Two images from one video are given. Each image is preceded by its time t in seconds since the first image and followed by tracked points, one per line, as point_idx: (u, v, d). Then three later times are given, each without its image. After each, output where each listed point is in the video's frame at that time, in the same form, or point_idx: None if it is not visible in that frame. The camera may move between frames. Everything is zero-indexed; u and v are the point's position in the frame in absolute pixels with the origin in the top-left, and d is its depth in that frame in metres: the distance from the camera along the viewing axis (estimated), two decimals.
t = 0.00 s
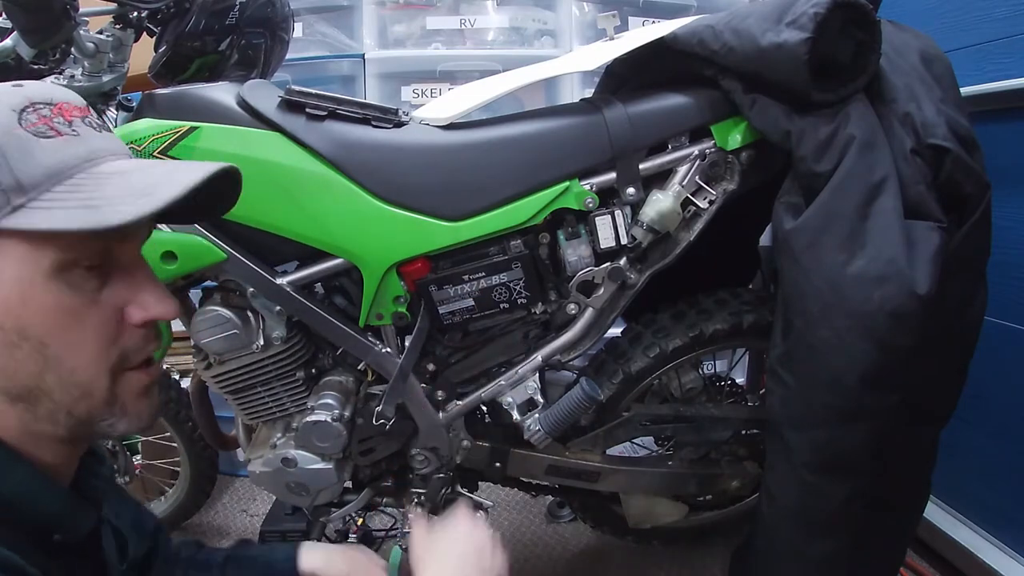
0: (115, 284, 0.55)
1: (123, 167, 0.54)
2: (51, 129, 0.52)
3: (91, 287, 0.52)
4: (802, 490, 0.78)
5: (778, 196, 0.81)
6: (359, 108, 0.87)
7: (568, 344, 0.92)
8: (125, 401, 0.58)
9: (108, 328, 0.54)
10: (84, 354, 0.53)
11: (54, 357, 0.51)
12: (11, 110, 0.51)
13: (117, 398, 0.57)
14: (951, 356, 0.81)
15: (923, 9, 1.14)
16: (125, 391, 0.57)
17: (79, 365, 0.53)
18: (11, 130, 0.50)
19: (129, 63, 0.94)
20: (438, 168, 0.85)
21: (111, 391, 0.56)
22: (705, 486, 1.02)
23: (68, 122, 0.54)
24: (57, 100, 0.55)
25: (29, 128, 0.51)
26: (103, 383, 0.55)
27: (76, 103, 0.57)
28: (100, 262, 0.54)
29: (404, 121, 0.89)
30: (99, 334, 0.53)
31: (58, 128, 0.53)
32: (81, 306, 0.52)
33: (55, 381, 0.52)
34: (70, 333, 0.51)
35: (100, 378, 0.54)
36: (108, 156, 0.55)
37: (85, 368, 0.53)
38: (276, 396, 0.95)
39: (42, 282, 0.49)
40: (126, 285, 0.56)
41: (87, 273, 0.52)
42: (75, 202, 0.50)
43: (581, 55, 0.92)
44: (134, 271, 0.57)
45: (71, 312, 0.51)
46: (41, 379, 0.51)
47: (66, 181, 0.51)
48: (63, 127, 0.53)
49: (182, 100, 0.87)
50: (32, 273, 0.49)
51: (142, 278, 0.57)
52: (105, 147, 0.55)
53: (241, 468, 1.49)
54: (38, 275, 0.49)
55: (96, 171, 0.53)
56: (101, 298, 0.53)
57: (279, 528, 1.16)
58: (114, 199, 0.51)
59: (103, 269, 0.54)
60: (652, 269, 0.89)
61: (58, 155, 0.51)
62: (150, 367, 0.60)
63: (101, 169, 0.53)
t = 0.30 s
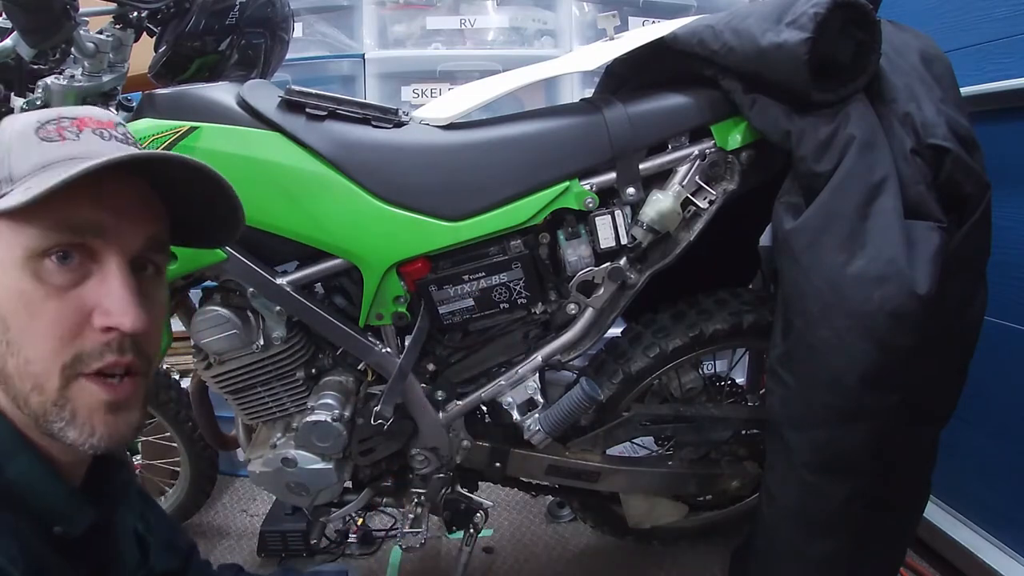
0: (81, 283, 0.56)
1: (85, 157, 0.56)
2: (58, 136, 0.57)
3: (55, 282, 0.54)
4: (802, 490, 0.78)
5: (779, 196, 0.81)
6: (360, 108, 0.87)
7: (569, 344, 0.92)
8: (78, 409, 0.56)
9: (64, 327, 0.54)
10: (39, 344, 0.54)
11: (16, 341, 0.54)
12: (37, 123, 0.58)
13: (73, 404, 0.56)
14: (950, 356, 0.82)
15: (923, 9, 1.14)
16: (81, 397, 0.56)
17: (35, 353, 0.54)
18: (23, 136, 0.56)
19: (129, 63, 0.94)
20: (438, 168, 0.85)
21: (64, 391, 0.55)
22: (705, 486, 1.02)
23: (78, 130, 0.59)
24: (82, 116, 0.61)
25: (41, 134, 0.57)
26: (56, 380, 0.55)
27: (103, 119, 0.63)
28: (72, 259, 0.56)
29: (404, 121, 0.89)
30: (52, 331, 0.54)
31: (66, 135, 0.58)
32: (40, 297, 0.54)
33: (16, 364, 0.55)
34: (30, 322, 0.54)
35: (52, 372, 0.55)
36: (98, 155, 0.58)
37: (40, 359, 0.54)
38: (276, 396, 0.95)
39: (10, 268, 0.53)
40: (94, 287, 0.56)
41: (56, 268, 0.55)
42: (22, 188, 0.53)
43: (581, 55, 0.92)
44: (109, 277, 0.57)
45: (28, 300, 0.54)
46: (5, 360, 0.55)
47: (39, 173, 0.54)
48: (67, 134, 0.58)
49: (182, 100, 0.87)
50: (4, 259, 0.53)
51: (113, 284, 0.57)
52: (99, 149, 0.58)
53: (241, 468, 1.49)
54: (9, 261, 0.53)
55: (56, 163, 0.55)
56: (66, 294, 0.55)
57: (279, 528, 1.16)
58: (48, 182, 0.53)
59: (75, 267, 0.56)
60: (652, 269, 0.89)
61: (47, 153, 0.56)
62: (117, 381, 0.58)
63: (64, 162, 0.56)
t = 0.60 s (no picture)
0: (94, 280, 0.56)
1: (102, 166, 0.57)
2: (76, 146, 0.58)
3: (70, 279, 0.55)
4: (802, 490, 0.78)
5: (779, 196, 0.81)
6: (359, 108, 0.87)
7: (569, 344, 0.92)
8: (88, 400, 0.57)
9: (76, 322, 0.55)
10: (53, 338, 0.55)
11: (32, 335, 0.55)
12: (56, 133, 0.58)
13: (82, 395, 0.57)
14: (950, 355, 0.82)
15: (923, 9, 1.14)
16: (90, 389, 0.57)
17: (48, 347, 0.55)
18: (43, 146, 0.57)
19: (128, 63, 0.94)
20: (438, 168, 0.85)
21: (75, 383, 0.56)
22: (705, 486, 1.02)
23: (95, 140, 0.59)
24: (101, 127, 0.61)
25: (59, 144, 0.57)
26: (66, 372, 0.56)
27: (119, 130, 0.63)
28: (87, 258, 0.56)
29: (404, 121, 0.89)
30: (66, 326, 0.55)
31: (82, 145, 0.58)
32: (55, 292, 0.54)
33: (30, 356, 0.55)
34: (45, 318, 0.55)
35: (65, 365, 0.56)
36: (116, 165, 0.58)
37: (53, 352, 0.55)
38: (276, 396, 0.95)
39: (28, 265, 0.54)
40: (106, 284, 0.57)
41: (72, 267, 0.55)
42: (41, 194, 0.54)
43: (581, 55, 0.92)
44: (121, 274, 0.57)
45: (45, 297, 0.54)
46: (21, 352, 0.55)
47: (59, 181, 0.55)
48: (83, 144, 0.58)
49: (182, 100, 0.87)
50: (25, 257, 0.54)
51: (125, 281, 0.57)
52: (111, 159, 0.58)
53: (241, 468, 1.49)
54: (29, 259, 0.54)
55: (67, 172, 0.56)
56: (80, 291, 0.55)
57: (279, 528, 1.16)
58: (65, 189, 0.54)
59: (90, 265, 0.56)
60: (652, 269, 0.89)
61: (67, 163, 0.56)
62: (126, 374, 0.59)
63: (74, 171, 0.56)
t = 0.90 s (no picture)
0: (90, 276, 0.57)
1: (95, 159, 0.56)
2: (68, 142, 0.58)
3: (66, 276, 0.55)
4: (802, 490, 0.78)
5: (778, 196, 0.81)
6: (360, 108, 0.87)
7: (569, 344, 0.92)
8: (87, 396, 0.57)
9: (71, 318, 0.55)
10: (50, 336, 0.55)
11: (29, 333, 0.55)
12: (47, 131, 0.58)
13: (81, 393, 0.57)
14: (949, 355, 0.81)
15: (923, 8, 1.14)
16: (89, 386, 0.57)
17: (46, 345, 0.55)
18: (33, 145, 0.57)
19: (128, 63, 0.94)
20: (438, 169, 0.85)
21: (74, 380, 0.56)
22: (705, 486, 1.02)
23: (88, 136, 0.59)
24: (93, 123, 0.61)
25: (50, 142, 0.57)
26: (65, 370, 0.56)
27: (112, 126, 0.63)
28: (82, 254, 0.57)
29: (404, 121, 0.89)
30: (63, 322, 0.55)
31: (76, 141, 0.58)
32: (50, 290, 0.55)
33: (28, 355, 0.56)
34: (42, 315, 0.55)
35: (63, 363, 0.56)
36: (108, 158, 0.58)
37: (51, 349, 0.55)
38: (276, 396, 0.95)
39: (21, 265, 0.54)
40: (101, 280, 0.57)
41: (67, 263, 0.56)
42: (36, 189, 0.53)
43: (581, 55, 0.92)
44: (116, 268, 0.58)
45: (40, 296, 0.54)
46: (18, 352, 0.56)
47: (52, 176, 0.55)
48: (76, 139, 0.58)
49: (182, 100, 0.87)
50: (17, 256, 0.54)
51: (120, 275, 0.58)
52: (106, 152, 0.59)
53: (241, 468, 1.49)
54: (23, 257, 0.54)
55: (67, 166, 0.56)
56: (76, 287, 0.56)
57: (279, 528, 1.16)
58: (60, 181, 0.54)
59: (85, 262, 0.57)
60: (652, 269, 0.89)
61: (58, 159, 0.56)
62: (125, 368, 0.59)
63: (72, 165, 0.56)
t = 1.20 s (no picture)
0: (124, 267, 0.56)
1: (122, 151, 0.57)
2: (58, 130, 0.56)
3: (100, 272, 0.54)
4: (802, 491, 0.78)
5: (779, 196, 0.81)
6: (359, 108, 0.87)
7: (569, 344, 0.92)
8: (141, 379, 0.59)
9: (120, 310, 0.56)
10: (98, 334, 0.55)
11: (71, 336, 0.53)
12: (23, 117, 0.55)
13: (136, 377, 0.59)
14: (950, 355, 0.82)
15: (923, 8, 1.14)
16: (142, 369, 0.59)
17: (93, 344, 0.54)
18: (20, 132, 0.54)
19: (129, 64, 0.94)
20: (439, 168, 0.85)
21: (128, 368, 0.58)
22: (705, 486, 1.02)
23: (75, 125, 0.58)
24: (65, 109, 0.59)
25: (36, 130, 0.55)
26: (121, 361, 0.57)
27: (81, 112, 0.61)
28: (110, 248, 0.56)
29: (404, 121, 0.89)
30: (112, 316, 0.55)
31: (64, 130, 0.57)
32: (93, 287, 0.54)
33: (72, 359, 0.54)
34: (85, 315, 0.54)
35: (117, 355, 0.56)
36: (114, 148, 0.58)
37: (101, 346, 0.55)
38: (276, 396, 0.95)
39: (54, 266, 0.51)
40: (135, 268, 0.57)
41: (99, 258, 0.54)
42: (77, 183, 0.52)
43: (581, 55, 0.92)
44: (143, 255, 0.58)
45: (84, 294, 0.53)
46: (60, 360, 0.53)
47: (74, 168, 0.54)
48: (67, 129, 0.57)
49: (182, 100, 0.87)
50: (45, 258, 0.51)
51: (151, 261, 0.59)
52: (105, 142, 0.58)
53: (241, 468, 1.49)
54: (53, 259, 0.51)
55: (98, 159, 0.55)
56: (111, 280, 0.55)
57: (279, 528, 1.16)
58: (107, 177, 0.53)
59: (114, 255, 0.56)
60: (652, 269, 0.89)
61: (64, 148, 0.55)
62: (161, 346, 0.61)
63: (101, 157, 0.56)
